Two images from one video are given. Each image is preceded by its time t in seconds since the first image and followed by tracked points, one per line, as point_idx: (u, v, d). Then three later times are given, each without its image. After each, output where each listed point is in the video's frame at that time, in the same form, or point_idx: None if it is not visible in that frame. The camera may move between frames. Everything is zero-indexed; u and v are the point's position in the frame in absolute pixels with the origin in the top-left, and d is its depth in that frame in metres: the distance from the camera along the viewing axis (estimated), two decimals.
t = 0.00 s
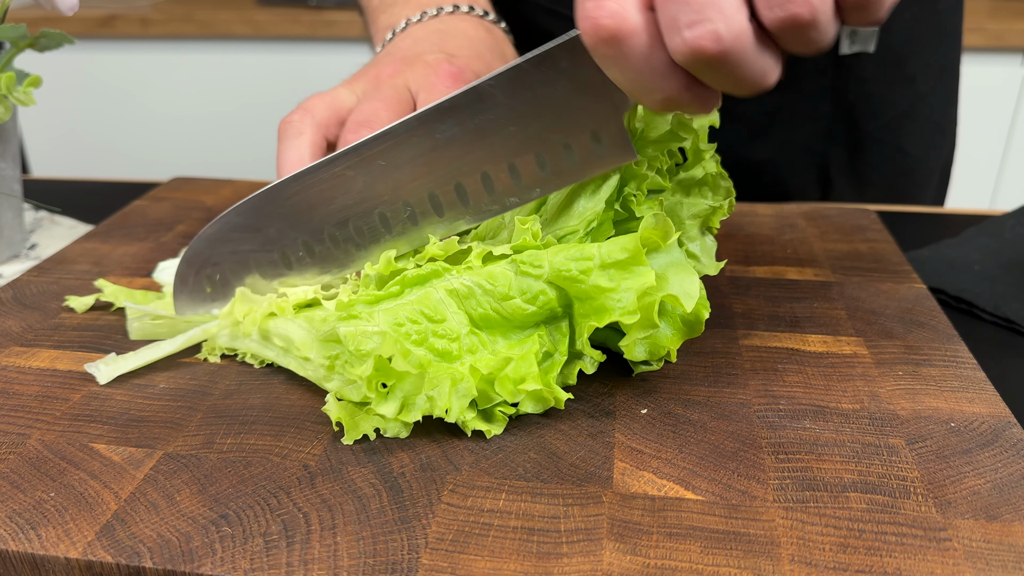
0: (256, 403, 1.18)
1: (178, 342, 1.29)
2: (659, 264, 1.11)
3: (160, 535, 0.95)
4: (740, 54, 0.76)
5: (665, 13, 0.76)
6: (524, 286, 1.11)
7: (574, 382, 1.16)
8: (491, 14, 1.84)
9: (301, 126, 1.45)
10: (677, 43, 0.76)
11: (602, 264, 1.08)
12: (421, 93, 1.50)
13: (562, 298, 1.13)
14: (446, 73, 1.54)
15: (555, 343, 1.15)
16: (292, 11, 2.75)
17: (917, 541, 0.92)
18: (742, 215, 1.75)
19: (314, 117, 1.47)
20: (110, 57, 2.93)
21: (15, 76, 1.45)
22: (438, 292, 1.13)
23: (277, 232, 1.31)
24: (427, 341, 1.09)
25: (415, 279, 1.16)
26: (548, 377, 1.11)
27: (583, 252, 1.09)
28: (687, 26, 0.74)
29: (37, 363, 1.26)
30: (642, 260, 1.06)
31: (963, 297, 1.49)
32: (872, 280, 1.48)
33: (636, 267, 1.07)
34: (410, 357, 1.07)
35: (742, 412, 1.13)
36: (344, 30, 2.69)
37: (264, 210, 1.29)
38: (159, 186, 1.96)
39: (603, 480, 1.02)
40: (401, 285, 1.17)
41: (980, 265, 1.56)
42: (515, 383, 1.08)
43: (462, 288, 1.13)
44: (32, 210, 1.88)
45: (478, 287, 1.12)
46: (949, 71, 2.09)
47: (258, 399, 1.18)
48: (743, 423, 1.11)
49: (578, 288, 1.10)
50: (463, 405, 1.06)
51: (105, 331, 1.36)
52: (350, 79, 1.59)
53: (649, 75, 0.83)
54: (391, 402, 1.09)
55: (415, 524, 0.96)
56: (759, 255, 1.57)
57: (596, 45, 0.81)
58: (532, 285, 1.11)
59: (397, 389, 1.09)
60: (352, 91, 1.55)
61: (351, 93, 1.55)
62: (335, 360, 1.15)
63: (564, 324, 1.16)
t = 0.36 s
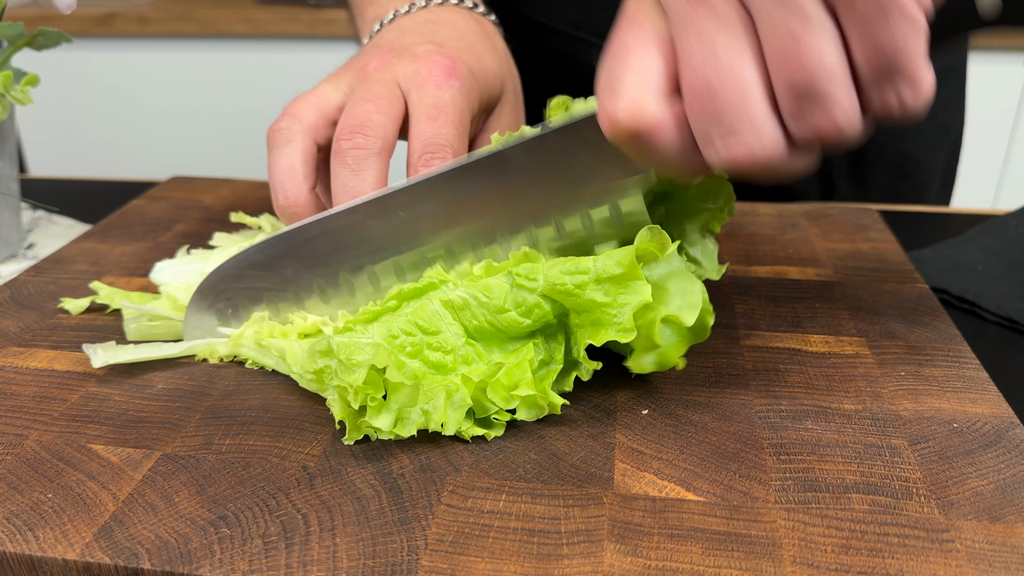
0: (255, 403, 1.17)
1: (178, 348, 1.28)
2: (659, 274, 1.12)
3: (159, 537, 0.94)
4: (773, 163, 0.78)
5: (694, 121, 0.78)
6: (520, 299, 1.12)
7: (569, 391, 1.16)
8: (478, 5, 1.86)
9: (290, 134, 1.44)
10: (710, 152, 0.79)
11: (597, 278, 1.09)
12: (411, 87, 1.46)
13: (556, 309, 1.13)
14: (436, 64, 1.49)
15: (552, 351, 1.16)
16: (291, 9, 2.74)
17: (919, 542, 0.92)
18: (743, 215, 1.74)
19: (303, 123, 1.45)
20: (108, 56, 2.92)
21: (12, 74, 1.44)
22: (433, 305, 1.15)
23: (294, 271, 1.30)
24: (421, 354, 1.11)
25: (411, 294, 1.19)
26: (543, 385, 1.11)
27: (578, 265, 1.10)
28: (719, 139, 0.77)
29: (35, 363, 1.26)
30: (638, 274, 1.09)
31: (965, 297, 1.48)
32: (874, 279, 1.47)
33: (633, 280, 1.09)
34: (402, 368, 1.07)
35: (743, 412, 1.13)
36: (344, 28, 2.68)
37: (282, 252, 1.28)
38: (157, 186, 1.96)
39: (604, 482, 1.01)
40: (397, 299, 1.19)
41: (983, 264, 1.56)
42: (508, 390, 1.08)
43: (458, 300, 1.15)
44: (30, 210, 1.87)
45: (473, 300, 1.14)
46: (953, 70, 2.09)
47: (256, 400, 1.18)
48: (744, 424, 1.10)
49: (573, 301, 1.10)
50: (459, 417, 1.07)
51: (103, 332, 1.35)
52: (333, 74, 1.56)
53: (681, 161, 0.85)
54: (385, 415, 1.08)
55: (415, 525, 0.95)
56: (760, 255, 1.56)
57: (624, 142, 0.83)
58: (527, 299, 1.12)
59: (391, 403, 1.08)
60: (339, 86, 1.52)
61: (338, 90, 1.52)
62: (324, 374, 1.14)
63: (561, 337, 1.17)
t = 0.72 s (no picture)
0: (253, 404, 1.16)
1: (176, 350, 1.26)
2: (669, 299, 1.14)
3: (157, 538, 0.94)
4: (811, 350, 1.05)
5: (751, 295, 1.02)
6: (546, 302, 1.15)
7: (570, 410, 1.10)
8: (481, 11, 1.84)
9: (288, 137, 1.43)
10: (756, 330, 1.05)
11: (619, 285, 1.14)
12: (411, 85, 1.44)
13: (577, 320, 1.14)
14: (436, 59, 1.47)
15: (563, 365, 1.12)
16: (291, 7, 2.73)
17: (921, 543, 0.91)
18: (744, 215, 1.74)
19: (301, 124, 1.44)
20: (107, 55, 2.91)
21: (9, 72, 1.43)
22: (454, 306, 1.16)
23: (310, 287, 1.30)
24: (435, 343, 1.08)
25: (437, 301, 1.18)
26: (550, 391, 1.08)
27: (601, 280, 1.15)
28: (767, 324, 1.03)
29: (32, 364, 1.25)
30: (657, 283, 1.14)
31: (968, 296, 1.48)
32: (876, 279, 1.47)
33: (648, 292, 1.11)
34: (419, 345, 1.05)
35: (745, 413, 1.12)
36: (344, 27, 2.67)
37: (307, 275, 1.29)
38: (155, 185, 1.95)
39: (604, 483, 1.01)
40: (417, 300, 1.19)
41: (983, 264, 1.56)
42: (517, 388, 1.06)
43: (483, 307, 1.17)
44: (27, 210, 1.86)
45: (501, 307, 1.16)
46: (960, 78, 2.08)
47: (255, 400, 1.17)
48: (745, 425, 1.10)
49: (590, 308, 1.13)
50: (463, 409, 1.05)
51: (101, 332, 1.34)
52: (326, 66, 1.52)
53: (722, 325, 1.09)
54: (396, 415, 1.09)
55: (415, 526, 0.95)
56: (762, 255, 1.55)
57: (679, 290, 1.05)
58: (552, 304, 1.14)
59: (400, 375, 1.06)
60: (334, 80, 1.49)
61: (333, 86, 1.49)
62: (337, 359, 1.12)
63: (575, 348, 1.13)
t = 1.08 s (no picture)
0: (252, 404, 1.16)
1: (172, 349, 1.25)
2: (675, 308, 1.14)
3: (155, 540, 0.93)
4: (842, 355, 1.07)
5: (784, 300, 1.03)
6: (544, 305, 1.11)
7: (578, 413, 1.10)
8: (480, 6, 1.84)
9: (294, 136, 1.43)
10: (789, 336, 1.06)
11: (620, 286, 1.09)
12: (421, 88, 1.46)
13: (576, 318, 1.10)
14: (447, 65, 1.49)
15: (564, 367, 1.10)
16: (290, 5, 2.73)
17: (924, 545, 0.90)
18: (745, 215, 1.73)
19: (306, 122, 1.43)
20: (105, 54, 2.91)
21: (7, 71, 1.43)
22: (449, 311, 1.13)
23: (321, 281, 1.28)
24: (433, 351, 1.06)
25: (431, 300, 1.16)
26: (551, 396, 1.06)
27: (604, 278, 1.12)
28: (801, 330, 1.04)
29: (30, 364, 1.25)
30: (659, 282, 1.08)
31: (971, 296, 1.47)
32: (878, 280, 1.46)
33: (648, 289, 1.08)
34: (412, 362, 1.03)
35: (746, 414, 1.11)
36: (343, 25, 2.67)
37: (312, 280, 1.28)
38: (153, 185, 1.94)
39: (605, 484, 1.00)
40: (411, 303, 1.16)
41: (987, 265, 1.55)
42: (518, 399, 1.05)
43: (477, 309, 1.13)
44: (25, 209, 1.86)
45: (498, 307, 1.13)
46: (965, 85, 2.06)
47: (254, 401, 1.16)
48: (747, 425, 1.09)
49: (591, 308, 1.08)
50: (465, 421, 1.03)
51: (99, 332, 1.34)
52: (334, 64, 1.52)
53: (751, 328, 1.09)
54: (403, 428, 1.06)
55: (414, 528, 0.94)
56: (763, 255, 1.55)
57: (710, 297, 1.04)
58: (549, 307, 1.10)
59: (398, 394, 1.05)
60: (342, 77, 1.49)
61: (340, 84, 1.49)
62: (336, 366, 1.11)
63: (576, 349, 1.11)
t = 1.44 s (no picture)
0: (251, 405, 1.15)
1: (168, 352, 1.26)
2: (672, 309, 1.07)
3: (153, 542, 0.92)
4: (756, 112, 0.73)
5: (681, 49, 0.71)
6: (531, 307, 1.07)
7: (570, 410, 1.10)
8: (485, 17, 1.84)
9: (300, 139, 1.45)
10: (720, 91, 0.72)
11: (615, 293, 1.05)
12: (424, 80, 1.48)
13: (569, 322, 1.08)
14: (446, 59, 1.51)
15: (559, 367, 1.09)
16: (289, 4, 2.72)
17: (926, 546, 0.90)
18: (748, 214, 1.72)
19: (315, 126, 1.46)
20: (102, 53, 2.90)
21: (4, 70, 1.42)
22: (435, 308, 1.09)
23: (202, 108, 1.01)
24: (424, 360, 1.05)
25: (414, 288, 1.12)
26: (545, 403, 1.05)
27: (598, 281, 1.07)
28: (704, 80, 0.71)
29: (27, 364, 1.24)
30: (658, 293, 1.04)
31: (974, 297, 1.47)
32: (881, 279, 1.45)
33: (650, 299, 1.04)
34: (394, 372, 1.02)
35: (748, 414, 1.11)
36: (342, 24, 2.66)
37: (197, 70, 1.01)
38: (152, 184, 1.94)
39: (606, 484, 0.99)
40: (398, 288, 1.13)
41: (991, 265, 1.55)
42: (513, 410, 1.03)
43: (464, 305, 1.08)
44: (22, 208, 1.85)
45: (481, 305, 1.07)
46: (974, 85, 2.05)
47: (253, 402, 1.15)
48: (749, 426, 1.08)
49: (586, 316, 1.06)
50: (461, 432, 1.01)
51: (97, 332, 1.33)
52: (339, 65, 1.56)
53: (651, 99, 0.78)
54: (388, 434, 1.02)
55: (415, 529, 0.94)
56: (765, 254, 1.54)
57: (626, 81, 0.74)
58: (539, 308, 1.06)
59: (392, 420, 1.02)
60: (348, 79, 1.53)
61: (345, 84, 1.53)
62: (336, 373, 1.08)
63: (570, 350, 1.10)
